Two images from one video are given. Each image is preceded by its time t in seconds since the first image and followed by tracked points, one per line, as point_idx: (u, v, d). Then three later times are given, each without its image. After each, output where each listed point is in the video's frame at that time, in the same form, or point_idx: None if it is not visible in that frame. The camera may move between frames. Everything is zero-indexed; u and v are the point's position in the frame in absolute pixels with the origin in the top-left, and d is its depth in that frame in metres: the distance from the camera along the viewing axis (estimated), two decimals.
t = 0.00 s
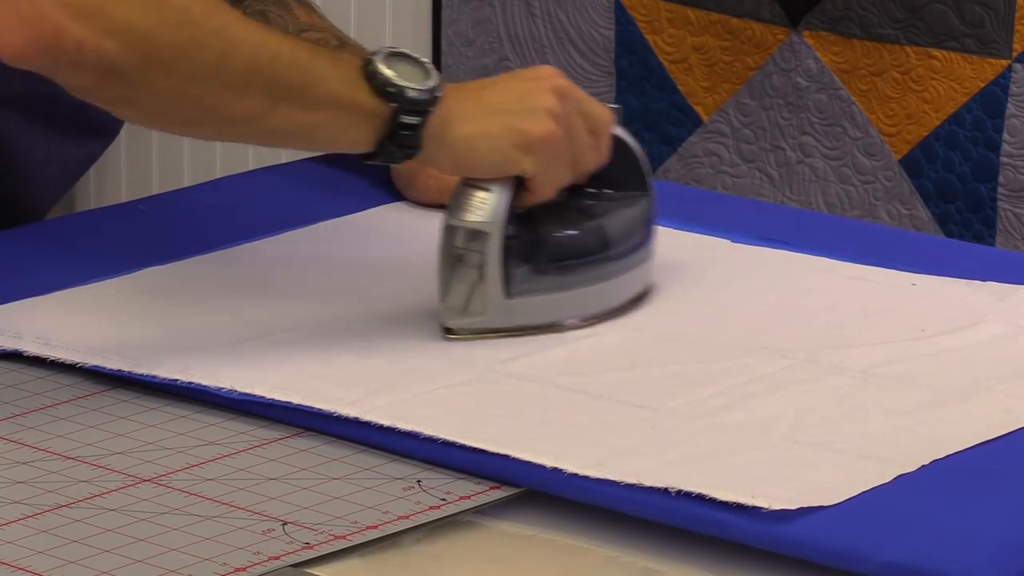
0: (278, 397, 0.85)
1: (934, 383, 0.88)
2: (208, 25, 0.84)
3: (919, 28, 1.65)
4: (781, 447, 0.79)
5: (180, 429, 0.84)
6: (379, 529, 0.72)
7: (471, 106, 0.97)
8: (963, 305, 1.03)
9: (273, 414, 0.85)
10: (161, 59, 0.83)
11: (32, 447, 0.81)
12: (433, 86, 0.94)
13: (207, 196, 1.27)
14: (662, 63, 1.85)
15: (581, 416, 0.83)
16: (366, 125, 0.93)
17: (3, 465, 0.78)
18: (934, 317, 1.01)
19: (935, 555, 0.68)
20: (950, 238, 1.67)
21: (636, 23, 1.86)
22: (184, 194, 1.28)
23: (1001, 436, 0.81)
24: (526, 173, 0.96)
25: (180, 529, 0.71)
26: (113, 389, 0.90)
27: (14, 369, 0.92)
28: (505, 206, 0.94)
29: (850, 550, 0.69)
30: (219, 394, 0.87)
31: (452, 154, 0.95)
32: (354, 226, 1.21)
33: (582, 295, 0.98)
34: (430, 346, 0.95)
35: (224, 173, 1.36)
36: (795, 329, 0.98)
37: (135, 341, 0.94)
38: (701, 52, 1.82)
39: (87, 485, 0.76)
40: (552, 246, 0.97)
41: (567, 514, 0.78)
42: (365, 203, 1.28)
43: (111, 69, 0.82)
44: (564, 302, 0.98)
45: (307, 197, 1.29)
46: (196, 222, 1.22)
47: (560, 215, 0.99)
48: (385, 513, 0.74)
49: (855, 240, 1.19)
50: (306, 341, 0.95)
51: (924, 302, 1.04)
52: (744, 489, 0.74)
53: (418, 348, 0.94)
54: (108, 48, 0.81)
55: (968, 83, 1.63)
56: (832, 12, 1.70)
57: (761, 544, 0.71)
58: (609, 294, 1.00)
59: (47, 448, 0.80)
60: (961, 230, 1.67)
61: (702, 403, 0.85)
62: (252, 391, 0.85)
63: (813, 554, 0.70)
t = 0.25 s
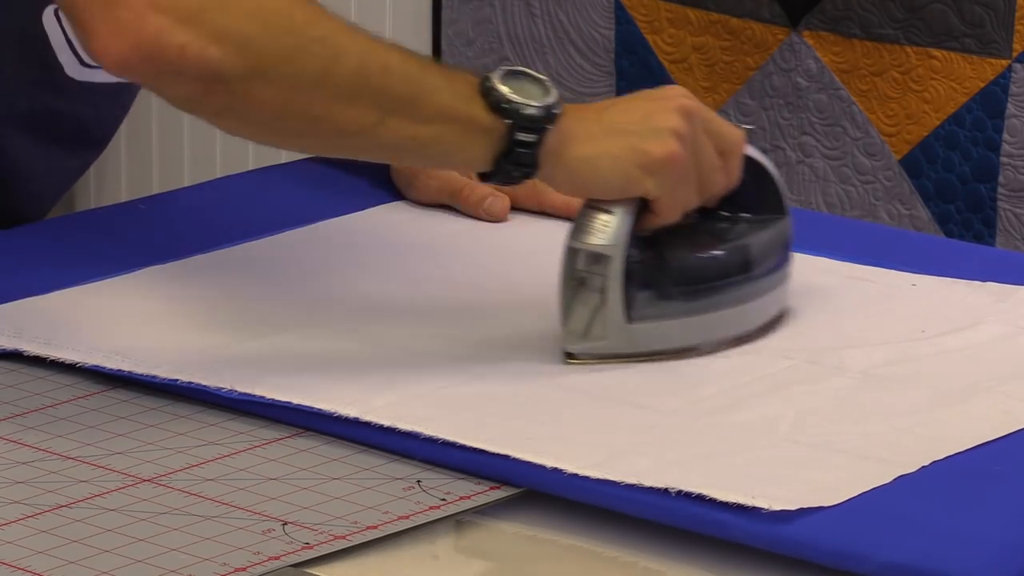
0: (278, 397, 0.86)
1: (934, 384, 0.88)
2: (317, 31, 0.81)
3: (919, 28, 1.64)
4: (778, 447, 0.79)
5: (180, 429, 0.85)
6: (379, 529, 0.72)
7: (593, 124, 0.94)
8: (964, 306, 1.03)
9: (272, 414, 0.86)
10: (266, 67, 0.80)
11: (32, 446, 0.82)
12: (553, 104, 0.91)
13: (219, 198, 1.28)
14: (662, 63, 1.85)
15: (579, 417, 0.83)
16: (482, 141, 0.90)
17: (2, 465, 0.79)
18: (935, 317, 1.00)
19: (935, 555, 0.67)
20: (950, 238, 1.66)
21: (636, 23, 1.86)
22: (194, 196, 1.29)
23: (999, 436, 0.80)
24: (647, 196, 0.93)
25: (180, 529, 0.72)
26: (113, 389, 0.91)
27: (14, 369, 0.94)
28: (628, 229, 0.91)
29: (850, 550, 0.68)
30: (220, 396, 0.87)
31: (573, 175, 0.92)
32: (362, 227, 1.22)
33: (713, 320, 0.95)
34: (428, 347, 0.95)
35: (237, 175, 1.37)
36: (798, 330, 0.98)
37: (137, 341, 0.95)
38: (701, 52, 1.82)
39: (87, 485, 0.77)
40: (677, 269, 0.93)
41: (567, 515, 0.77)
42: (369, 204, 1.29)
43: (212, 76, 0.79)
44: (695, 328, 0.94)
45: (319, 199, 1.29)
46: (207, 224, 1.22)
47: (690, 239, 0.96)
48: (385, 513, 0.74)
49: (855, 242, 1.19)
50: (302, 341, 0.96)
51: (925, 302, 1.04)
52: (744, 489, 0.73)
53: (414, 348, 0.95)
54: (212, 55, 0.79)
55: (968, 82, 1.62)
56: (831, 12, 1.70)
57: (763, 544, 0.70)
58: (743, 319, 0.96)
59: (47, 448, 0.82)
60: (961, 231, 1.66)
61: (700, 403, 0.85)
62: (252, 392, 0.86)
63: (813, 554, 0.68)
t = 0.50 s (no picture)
0: (278, 397, 0.85)
1: (935, 386, 0.88)
2: (393, 45, 0.80)
3: (919, 28, 1.64)
4: (780, 447, 0.79)
5: (180, 429, 0.85)
6: (379, 529, 0.72)
7: (692, 144, 0.89)
8: (964, 306, 1.03)
9: (272, 415, 0.86)
10: (342, 80, 0.79)
11: (32, 447, 0.82)
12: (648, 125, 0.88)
13: (221, 198, 1.28)
14: (662, 63, 1.85)
15: (580, 417, 0.83)
16: (573, 160, 0.87)
17: (3, 465, 0.79)
18: (935, 318, 1.00)
19: (936, 556, 0.66)
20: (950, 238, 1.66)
21: (636, 23, 1.86)
22: (194, 196, 1.29)
23: (1001, 437, 0.80)
24: (746, 223, 0.88)
25: (180, 529, 0.72)
26: (113, 389, 0.91)
27: (14, 369, 0.93)
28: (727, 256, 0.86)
29: (851, 550, 0.68)
30: (220, 396, 0.87)
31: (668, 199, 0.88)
32: (362, 228, 1.22)
33: (822, 354, 0.89)
34: (427, 348, 0.95)
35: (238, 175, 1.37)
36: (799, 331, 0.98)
37: (138, 342, 0.95)
38: (701, 52, 1.82)
39: (86, 485, 0.77)
40: (781, 299, 0.88)
41: (567, 515, 0.77)
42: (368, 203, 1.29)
43: (287, 88, 0.79)
44: (801, 361, 0.88)
45: (320, 199, 1.29)
46: (207, 224, 1.22)
47: (803, 267, 0.91)
48: (385, 514, 0.74)
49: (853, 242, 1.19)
50: (301, 342, 0.96)
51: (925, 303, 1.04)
52: (744, 489, 0.73)
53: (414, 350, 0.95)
54: (291, 65, 0.78)
55: (968, 82, 1.62)
56: (831, 12, 1.70)
57: (765, 545, 0.70)
58: (858, 352, 0.90)
59: (47, 448, 0.81)
60: (961, 231, 1.66)
61: (701, 404, 0.85)
62: (252, 392, 0.86)
63: (813, 555, 0.68)
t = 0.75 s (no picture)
0: (278, 397, 0.85)
1: (934, 385, 0.88)
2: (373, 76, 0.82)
3: (919, 28, 1.64)
4: (780, 447, 0.79)
5: (180, 429, 0.85)
6: (379, 529, 0.72)
7: (685, 143, 0.88)
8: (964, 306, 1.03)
9: (272, 415, 0.86)
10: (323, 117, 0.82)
11: (32, 447, 0.82)
12: (638, 132, 0.86)
13: (221, 198, 1.28)
14: (662, 63, 1.85)
15: (581, 416, 0.83)
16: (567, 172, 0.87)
17: (2, 466, 0.79)
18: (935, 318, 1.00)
19: (936, 555, 0.67)
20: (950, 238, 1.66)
21: (636, 23, 1.86)
22: (194, 196, 1.29)
23: (1001, 436, 0.80)
24: (722, 228, 0.87)
25: (180, 529, 0.72)
26: (113, 389, 0.91)
27: (14, 369, 0.93)
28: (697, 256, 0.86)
29: (851, 550, 0.68)
30: (220, 396, 0.87)
31: (649, 197, 0.87)
32: (362, 228, 1.22)
33: (803, 361, 0.87)
34: (427, 347, 0.95)
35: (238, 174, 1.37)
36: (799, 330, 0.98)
37: (139, 341, 0.95)
38: (701, 52, 1.82)
39: (86, 485, 0.77)
40: (753, 300, 0.87)
41: (568, 515, 0.77)
42: (368, 203, 1.29)
43: (272, 129, 0.82)
44: (780, 366, 0.87)
45: (320, 198, 1.29)
46: (208, 223, 1.22)
47: (796, 273, 0.90)
48: (385, 513, 0.74)
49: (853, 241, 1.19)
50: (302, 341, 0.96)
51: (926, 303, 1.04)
52: (744, 489, 0.73)
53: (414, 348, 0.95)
54: (272, 112, 0.81)
55: (968, 82, 1.62)
56: (832, 12, 1.70)
57: (767, 545, 0.70)
58: (849, 364, 0.87)
59: (47, 448, 0.81)
60: (961, 231, 1.66)
61: (702, 404, 0.85)
62: (252, 392, 0.86)
63: (813, 555, 0.68)
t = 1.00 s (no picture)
0: (278, 397, 0.85)
1: (934, 385, 0.88)
2: (272, 89, 0.90)
3: (919, 28, 1.64)
4: (780, 446, 0.79)
5: (180, 429, 0.85)
6: (379, 529, 0.72)
7: (581, 113, 0.93)
8: (963, 306, 1.03)
9: (272, 414, 0.86)
10: (233, 134, 0.91)
11: (32, 447, 0.82)
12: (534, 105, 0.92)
13: (220, 198, 1.28)
14: (662, 63, 1.85)
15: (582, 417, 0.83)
16: (467, 149, 0.93)
17: (2, 465, 0.79)
18: (936, 318, 1.00)
19: (935, 556, 0.66)
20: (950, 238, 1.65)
21: (636, 23, 1.86)
22: (194, 196, 1.29)
23: (1001, 437, 0.80)
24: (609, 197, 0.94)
25: (180, 529, 0.72)
26: (113, 388, 0.91)
27: (15, 369, 0.93)
28: (584, 218, 0.94)
29: (850, 550, 0.68)
30: (221, 396, 0.87)
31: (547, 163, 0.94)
32: (361, 227, 1.22)
33: (678, 326, 0.94)
34: (427, 346, 0.95)
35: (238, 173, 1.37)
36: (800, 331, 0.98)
37: (138, 341, 0.95)
38: (701, 52, 1.82)
39: (86, 485, 0.77)
40: (635, 264, 0.94)
41: (567, 515, 0.77)
42: (368, 202, 1.29)
43: (195, 147, 0.91)
44: (658, 328, 0.94)
45: (320, 198, 1.29)
46: (207, 223, 1.22)
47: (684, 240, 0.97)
48: (385, 513, 0.74)
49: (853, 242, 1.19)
50: (301, 341, 0.96)
51: (926, 303, 1.04)
52: (744, 489, 0.73)
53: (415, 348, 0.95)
54: (186, 140, 0.91)
55: (968, 82, 1.62)
56: (832, 12, 1.70)
57: (767, 545, 0.70)
58: (727, 331, 0.94)
59: (47, 448, 0.81)
60: (961, 231, 1.66)
61: (702, 403, 0.85)
62: (252, 392, 0.86)
63: (813, 555, 0.69)
